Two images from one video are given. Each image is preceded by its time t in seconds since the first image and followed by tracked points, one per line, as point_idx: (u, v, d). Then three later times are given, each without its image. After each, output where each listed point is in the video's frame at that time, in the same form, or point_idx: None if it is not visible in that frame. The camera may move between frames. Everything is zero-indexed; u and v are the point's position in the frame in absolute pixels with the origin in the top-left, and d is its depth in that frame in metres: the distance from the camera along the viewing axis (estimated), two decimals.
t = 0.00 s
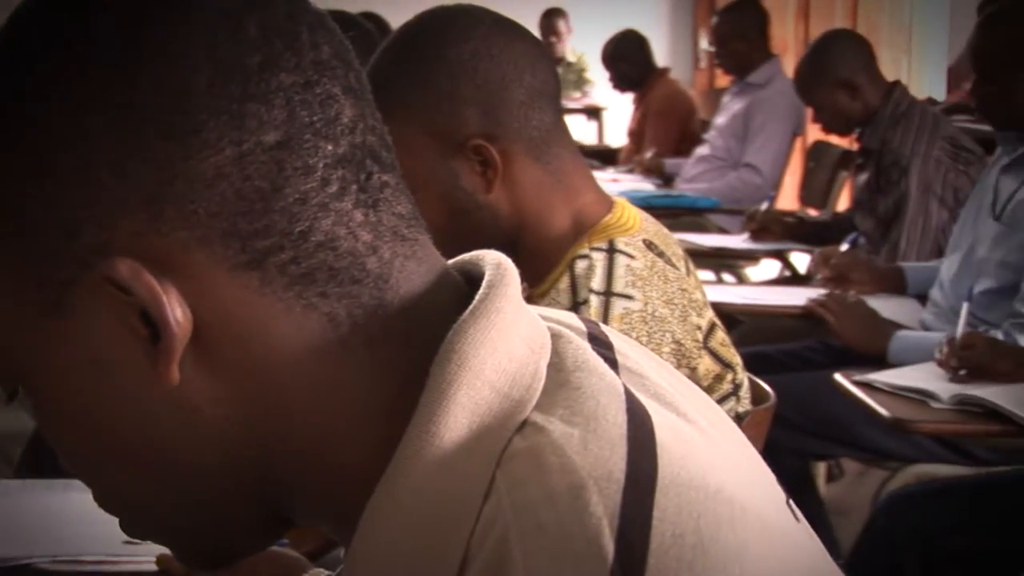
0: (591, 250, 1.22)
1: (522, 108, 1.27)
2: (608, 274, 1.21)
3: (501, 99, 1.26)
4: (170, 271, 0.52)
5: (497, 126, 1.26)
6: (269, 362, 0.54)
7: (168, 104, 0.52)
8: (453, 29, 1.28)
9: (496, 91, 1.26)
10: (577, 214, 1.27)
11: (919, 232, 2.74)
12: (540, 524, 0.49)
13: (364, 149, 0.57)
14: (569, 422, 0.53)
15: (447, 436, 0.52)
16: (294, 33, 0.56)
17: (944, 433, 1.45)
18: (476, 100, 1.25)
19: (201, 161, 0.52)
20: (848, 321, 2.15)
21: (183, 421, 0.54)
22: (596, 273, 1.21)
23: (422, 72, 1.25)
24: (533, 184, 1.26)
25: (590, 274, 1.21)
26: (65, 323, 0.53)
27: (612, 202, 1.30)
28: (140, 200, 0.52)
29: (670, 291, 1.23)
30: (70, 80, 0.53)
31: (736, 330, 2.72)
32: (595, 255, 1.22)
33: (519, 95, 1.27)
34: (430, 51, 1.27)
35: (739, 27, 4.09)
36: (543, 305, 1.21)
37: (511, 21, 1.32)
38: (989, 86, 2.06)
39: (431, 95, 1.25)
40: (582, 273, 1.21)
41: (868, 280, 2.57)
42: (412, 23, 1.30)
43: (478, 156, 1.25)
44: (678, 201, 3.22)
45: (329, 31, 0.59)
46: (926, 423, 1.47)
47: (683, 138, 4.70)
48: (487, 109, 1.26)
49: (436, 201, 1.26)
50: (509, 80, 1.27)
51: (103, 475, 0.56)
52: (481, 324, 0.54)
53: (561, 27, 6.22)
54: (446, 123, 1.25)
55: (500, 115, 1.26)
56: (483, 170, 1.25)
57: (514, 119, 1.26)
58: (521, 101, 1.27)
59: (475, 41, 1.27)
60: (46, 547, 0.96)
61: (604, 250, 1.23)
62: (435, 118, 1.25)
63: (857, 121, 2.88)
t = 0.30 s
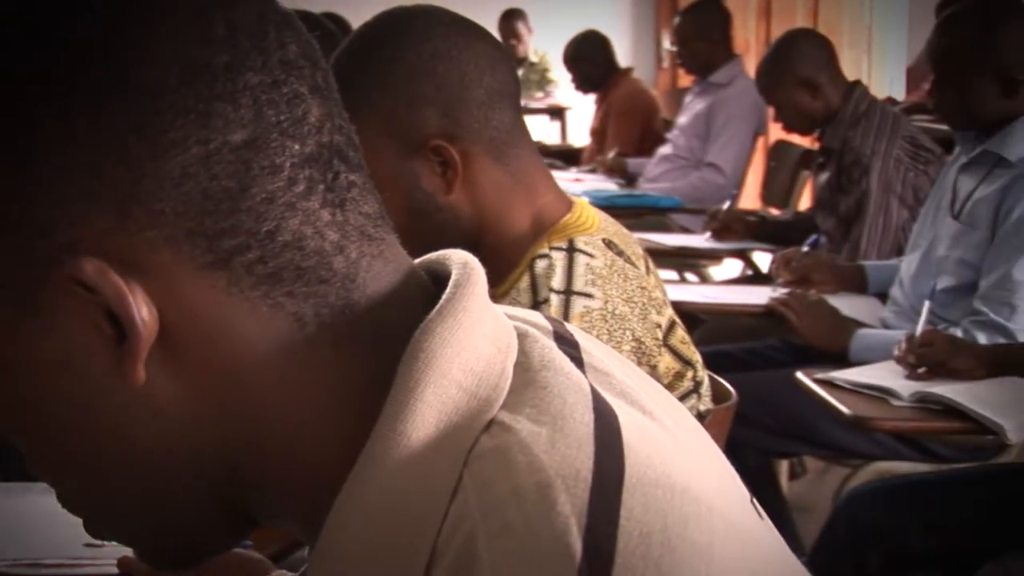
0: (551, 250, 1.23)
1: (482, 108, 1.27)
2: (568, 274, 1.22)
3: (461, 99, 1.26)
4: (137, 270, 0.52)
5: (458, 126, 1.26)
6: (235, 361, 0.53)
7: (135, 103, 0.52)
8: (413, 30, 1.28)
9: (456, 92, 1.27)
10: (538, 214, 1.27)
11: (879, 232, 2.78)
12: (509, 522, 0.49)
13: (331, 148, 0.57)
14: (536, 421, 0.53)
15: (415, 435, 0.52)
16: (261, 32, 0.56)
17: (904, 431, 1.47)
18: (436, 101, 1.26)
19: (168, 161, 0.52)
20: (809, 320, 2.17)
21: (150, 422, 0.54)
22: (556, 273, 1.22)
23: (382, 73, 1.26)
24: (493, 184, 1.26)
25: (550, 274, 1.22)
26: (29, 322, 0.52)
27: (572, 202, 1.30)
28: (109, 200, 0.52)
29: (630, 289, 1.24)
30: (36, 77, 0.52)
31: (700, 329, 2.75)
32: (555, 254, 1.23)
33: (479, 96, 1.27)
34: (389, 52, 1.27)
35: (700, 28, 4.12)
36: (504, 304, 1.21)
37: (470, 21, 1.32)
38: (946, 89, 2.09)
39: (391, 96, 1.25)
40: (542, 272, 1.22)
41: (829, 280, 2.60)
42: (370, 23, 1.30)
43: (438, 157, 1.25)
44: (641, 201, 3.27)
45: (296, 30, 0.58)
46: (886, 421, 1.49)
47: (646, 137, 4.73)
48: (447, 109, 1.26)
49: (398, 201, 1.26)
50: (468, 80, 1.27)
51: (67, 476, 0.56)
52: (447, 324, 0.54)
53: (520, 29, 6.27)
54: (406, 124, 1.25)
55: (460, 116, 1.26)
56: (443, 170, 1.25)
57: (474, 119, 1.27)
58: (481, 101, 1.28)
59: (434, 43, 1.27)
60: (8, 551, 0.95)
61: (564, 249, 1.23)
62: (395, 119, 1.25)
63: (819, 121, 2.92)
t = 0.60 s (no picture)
0: (520, 249, 1.24)
1: (449, 108, 1.27)
2: (537, 273, 1.23)
3: (428, 99, 1.26)
4: (102, 268, 0.51)
5: (427, 126, 1.26)
6: (200, 360, 0.53)
7: (101, 101, 0.52)
8: (380, 31, 1.28)
9: (423, 92, 1.26)
10: (506, 214, 1.27)
11: (846, 231, 2.81)
12: (476, 521, 0.49)
13: (299, 148, 0.57)
14: (503, 420, 0.53)
15: (382, 435, 0.52)
16: (229, 31, 0.56)
17: (870, 427, 1.49)
18: (403, 101, 1.26)
19: (134, 158, 0.52)
20: (776, 318, 2.19)
21: (115, 420, 0.53)
22: (525, 272, 1.23)
23: (349, 74, 1.25)
24: (461, 183, 1.26)
25: (519, 273, 1.23)
26: None
27: (542, 202, 1.31)
28: (72, 198, 0.51)
29: (600, 289, 1.26)
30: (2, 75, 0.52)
31: (668, 327, 2.77)
32: (525, 254, 1.24)
33: (446, 95, 1.27)
34: (357, 53, 1.27)
35: (667, 28, 4.14)
36: (473, 305, 1.24)
37: (438, 21, 1.32)
38: (910, 89, 2.14)
39: (358, 97, 1.25)
40: (511, 272, 1.23)
41: (795, 279, 2.63)
42: (337, 24, 1.30)
43: (406, 157, 1.25)
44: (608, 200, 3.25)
45: (265, 30, 0.58)
46: (853, 418, 1.51)
47: (614, 137, 4.74)
48: (415, 110, 1.26)
49: (365, 200, 1.26)
50: (435, 80, 1.27)
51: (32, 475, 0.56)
52: (414, 323, 0.54)
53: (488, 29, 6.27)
54: (372, 124, 1.25)
55: (427, 116, 1.26)
56: (412, 170, 1.25)
57: (442, 119, 1.26)
58: (449, 101, 1.27)
59: (402, 44, 1.27)
60: None
61: (534, 249, 1.24)
62: (362, 120, 1.25)
63: (786, 120, 2.96)
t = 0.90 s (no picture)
0: (487, 248, 1.25)
1: (416, 107, 1.27)
2: (504, 272, 1.24)
3: (393, 98, 1.26)
4: (55, 270, 0.51)
5: (393, 125, 1.25)
6: (156, 362, 0.53)
7: (52, 103, 0.51)
8: (346, 29, 1.27)
9: (389, 91, 1.26)
10: (472, 212, 1.28)
11: (813, 228, 2.80)
12: (435, 521, 0.50)
13: (255, 147, 0.57)
14: (461, 419, 0.54)
15: (339, 435, 0.51)
16: (184, 31, 0.55)
17: (838, 425, 1.50)
18: (368, 101, 1.25)
19: (87, 159, 0.52)
20: (743, 314, 2.21)
21: (69, 424, 0.53)
22: (492, 272, 1.23)
23: (313, 74, 1.25)
24: (427, 183, 1.26)
25: (486, 273, 1.23)
26: None
27: (509, 201, 1.32)
28: (23, 200, 0.51)
29: (567, 288, 1.26)
30: None
31: (638, 324, 2.79)
32: (491, 253, 1.24)
33: (413, 94, 1.27)
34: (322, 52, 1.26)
35: (634, 28, 4.16)
36: (440, 304, 1.24)
37: (404, 20, 1.32)
38: (875, 86, 2.19)
39: (323, 97, 1.25)
40: (478, 271, 1.24)
41: (762, 276, 2.65)
42: (302, 23, 1.29)
43: (372, 157, 1.24)
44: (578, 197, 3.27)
45: (222, 30, 0.58)
46: (821, 415, 1.52)
47: (583, 135, 4.76)
48: (380, 109, 1.25)
49: (332, 201, 1.25)
50: (401, 79, 1.27)
51: None
52: (372, 323, 0.54)
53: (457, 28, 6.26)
54: (337, 124, 1.24)
55: (393, 116, 1.25)
56: (378, 170, 1.25)
57: (407, 118, 1.26)
58: (415, 100, 1.27)
59: (367, 43, 1.27)
60: None
61: (500, 248, 1.25)
62: (327, 119, 1.24)
63: (755, 118, 2.99)
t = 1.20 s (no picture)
0: (461, 248, 1.25)
1: (389, 107, 1.27)
2: (478, 272, 1.24)
3: (366, 99, 1.26)
4: (24, 272, 0.51)
5: (366, 126, 1.25)
6: (128, 364, 0.53)
7: (21, 104, 0.51)
8: (318, 30, 1.27)
9: (363, 91, 1.26)
10: (446, 213, 1.28)
11: (788, 228, 2.81)
12: (407, 522, 0.50)
13: (225, 148, 0.57)
14: (433, 420, 0.54)
15: (311, 437, 0.51)
16: (153, 33, 0.55)
17: (813, 424, 1.51)
18: (341, 101, 1.25)
19: (56, 161, 0.51)
20: (718, 313, 2.22)
21: (40, 428, 0.52)
22: (466, 272, 1.24)
23: (286, 75, 1.24)
24: (401, 183, 1.26)
25: (460, 273, 1.24)
26: None
27: (482, 202, 1.32)
28: None
29: (541, 288, 1.27)
30: None
31: (613, 324, 2.80)
32: (466, 253, 1.24)
33: (386, 95, 1.27)
34: (294, 53, 1.26)
35: (609, 28, 4.18)
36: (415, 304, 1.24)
37: (379, 21, 1.32)
38: (853, 77, 2.23)
39: (295, 97, 1.24)
40: (452, 271, 1.24)
41: (737, 275, 2.67)
42: (274, 24, 1.29)
43: (346, 157, 1.24)
44: (554, 197, 3.27)
45: (191, 31, 0.58)
46: (796, 414, 1.53)
47: (559, 136, 4.78)
48: (353, 110, 1.25)
49: (306, 202, 1.25)
50: (375, 79, 1.27)
51: None
52: (344, 323, 0.54)
53: (432, 28, 6.27)
54: (310, 125, 1.24)
55: (366, 116, 1.25)
56: (352, 170, 1.25)
57: (381, 118, 1.26)
58: (388, 100, 1.27)
59: (340, 43, 1.27)
60: None
61: (475, 248, 1.25)
62: (299, 120, 1.24)
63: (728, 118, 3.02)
